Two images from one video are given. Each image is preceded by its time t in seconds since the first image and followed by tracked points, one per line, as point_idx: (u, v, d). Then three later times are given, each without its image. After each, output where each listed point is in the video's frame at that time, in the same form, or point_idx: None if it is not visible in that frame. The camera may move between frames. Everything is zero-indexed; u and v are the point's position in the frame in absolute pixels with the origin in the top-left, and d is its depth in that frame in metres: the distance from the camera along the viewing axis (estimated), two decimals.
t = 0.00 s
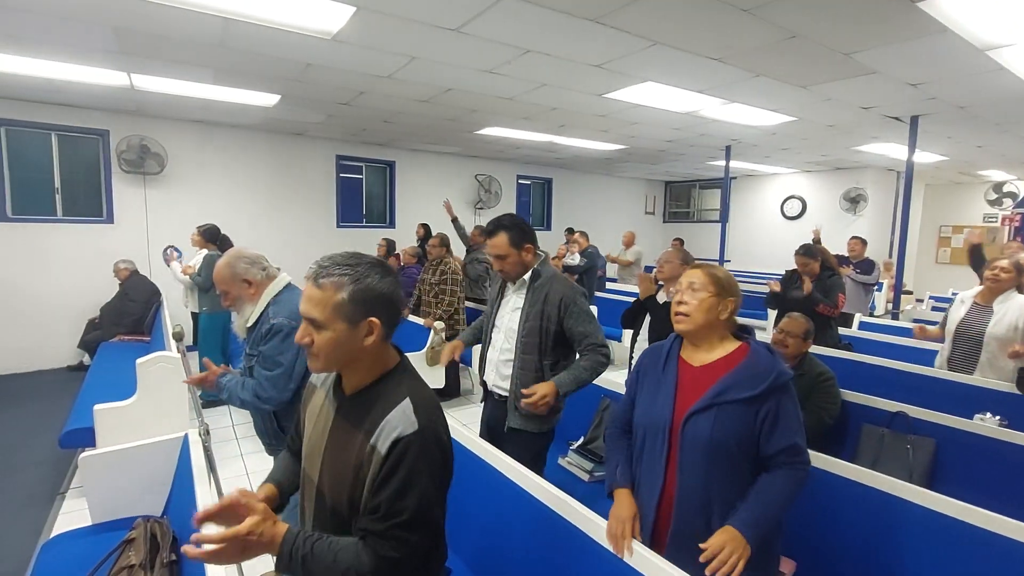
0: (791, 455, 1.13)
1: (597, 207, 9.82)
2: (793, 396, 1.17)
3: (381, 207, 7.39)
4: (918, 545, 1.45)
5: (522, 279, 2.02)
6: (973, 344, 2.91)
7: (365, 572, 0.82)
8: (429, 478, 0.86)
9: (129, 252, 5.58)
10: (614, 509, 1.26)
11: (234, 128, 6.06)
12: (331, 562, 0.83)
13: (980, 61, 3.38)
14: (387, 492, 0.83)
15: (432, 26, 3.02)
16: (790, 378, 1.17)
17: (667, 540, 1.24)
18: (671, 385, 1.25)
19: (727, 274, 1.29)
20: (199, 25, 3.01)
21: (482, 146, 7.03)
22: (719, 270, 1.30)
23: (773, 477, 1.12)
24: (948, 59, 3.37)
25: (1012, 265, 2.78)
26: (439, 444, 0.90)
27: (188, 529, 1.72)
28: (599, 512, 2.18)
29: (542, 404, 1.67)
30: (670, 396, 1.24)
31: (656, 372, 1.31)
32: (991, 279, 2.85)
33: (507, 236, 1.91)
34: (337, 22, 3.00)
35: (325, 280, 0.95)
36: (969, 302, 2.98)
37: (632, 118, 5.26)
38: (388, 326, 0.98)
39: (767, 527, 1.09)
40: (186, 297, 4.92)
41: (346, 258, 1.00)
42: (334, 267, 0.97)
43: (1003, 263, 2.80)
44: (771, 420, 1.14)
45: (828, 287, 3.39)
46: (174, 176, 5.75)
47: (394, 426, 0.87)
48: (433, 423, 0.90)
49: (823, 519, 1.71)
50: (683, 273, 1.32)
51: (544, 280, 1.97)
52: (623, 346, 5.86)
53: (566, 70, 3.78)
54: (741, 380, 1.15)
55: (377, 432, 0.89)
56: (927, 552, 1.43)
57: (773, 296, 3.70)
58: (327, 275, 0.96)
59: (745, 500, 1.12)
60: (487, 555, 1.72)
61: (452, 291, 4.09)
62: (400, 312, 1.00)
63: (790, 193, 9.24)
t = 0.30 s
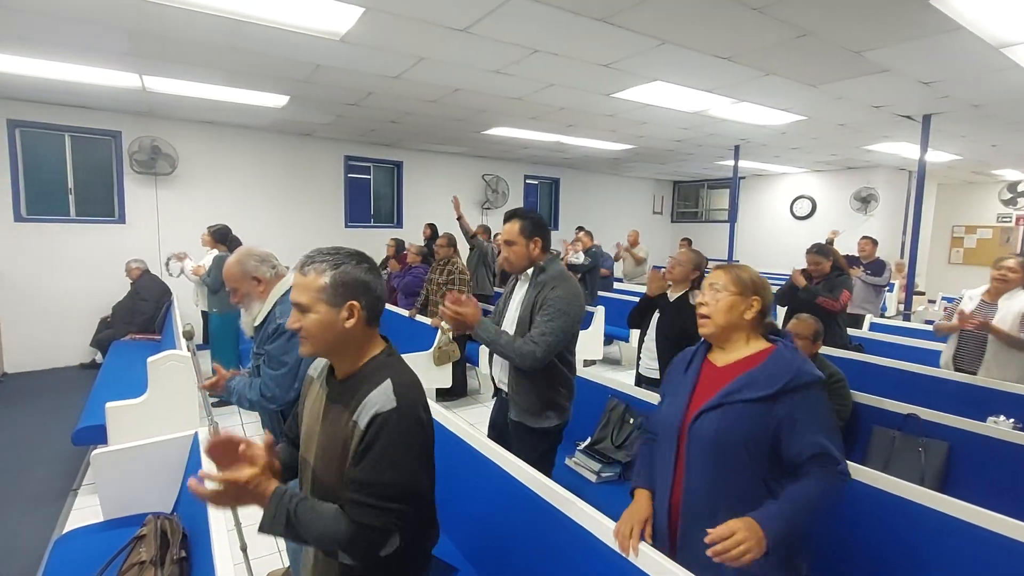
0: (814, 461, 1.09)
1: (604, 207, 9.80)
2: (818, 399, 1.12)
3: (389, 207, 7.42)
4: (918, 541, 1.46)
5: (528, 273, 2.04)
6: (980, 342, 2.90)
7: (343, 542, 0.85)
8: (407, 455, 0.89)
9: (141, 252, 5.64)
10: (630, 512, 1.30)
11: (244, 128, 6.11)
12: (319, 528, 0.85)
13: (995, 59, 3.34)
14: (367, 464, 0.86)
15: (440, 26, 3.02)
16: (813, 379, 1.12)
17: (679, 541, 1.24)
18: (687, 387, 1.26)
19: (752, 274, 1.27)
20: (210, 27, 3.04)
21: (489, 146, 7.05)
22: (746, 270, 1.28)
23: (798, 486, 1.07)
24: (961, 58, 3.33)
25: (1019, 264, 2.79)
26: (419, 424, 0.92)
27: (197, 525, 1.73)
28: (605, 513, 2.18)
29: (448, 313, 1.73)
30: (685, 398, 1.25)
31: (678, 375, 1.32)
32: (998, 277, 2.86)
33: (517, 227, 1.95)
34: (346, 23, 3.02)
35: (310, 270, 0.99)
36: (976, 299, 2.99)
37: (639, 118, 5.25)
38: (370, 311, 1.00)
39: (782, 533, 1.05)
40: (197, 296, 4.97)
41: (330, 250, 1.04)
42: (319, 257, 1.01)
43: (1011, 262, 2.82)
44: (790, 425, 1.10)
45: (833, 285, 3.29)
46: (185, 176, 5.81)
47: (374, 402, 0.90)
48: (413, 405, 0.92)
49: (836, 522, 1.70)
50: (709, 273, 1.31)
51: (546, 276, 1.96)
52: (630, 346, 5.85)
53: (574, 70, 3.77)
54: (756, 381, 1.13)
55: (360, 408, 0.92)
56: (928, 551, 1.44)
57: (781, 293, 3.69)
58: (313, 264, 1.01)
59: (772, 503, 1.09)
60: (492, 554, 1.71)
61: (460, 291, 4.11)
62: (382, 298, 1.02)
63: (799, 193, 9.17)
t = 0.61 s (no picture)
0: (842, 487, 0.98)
1: (612, 207, 9.76)
2: (868, 422, 1.00)
3: (397, 207, 7.44)
4: (923, 539, 1.47)
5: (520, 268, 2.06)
6: (981, 342, 2.87)
7: (305, 502, 1.03)
8: (362, 433, 1.06)
9: (152, 252, 5.70)
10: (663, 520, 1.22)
11: (254, 129, 6.16)
12: (286, 484, 1.06)
13: (1009, 56, 3.29)
14: (327, 436, 1.05)
15: (448, 27, 3.03)
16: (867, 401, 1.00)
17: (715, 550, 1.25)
18: (729, 398, 1.24)
19: (818, 277, 1.16)
20: (221, 29, 3.07)
21: (496, 146, 7.05)
22: (808, 270, 1.17)
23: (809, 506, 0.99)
24: (975, 56, 3.29)
25: (1019, 263, 2.81)
26: (374, 404, 1.08)
27: (208, 523, 1.74)
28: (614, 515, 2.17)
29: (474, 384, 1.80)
30: (726, 409, 1.23)
31: (726, 387, 1.29)
32: (996, 276, 2.87)
33: (515, 224, 1.98)
34: (356, 24, 3.04)
35: (290, 266, 1.18)
36: (974, 299, 2.97)
37: (648, 118, 5.23)
38: (343, 301, 1.18)
39: (798, 547, 1.00)
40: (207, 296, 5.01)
41: (310, 249, 1.22)
42: (298, 255, 1.19)
43: (1010, 261, 2.83)
44: (816, 443, 1.02)
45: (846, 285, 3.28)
46: (195, 177, 5.86)
47: (334, 382, 1.09)
48: (370, 388, 1.09)
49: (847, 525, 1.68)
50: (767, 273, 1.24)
51: (535, 275, 1.96)
52: (637, 347, 5.83)
53: (582, 70, 3.77)
54: (788, 399, 1.07)
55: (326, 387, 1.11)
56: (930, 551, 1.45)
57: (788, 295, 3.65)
58: (292, 262, 1.18)
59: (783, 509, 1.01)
60: (499, 554, 1.71)
61: (467, 291, 4.11)
62: (355, 290, 1.20)
63: (809, 193, 9.10)
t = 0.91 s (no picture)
0: (868, 532, 0.94)
1: (615, 207, 9.75)
2: (894, 459, 0.96)
3: (400, 207, 7.45)
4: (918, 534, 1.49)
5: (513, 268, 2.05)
6: (978, 342, 2.86)
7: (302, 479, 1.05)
8: (351, 407, 1.07)
9: (157, 252, 5.73)
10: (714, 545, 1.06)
11: (258, 130, 6.18)
12: (280, 466, 1.06)
13: (1015, 56, 3.27)
14: (319, 412, 1.06)
15: (452, 27, 3.03)
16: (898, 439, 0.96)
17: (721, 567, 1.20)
18: (745, 412, 1.18)
19: (841, 292, 1.12)
20: (225, 29, 3.07)
21: (500, 146, 7.05)
22: (831, 284, 1.14)
23: (831, 548, 0.96)
24: (981, 55, 3.27)
25: (1011, 262, 2.81)
26: (362, 381, 1.09)
27: (212, 522, 1.75)
28: (618, 516, 2.17)
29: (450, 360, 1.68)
30: (740, 425, 1.17)
31: (738, 402, 1.24)
32: (990, 276, 2.85)
33: (509, 225, 1.97)
34: (360, 25, 3.04)
35: (290, 255, 1.18)
36: (969, 299, 2.94)
37: (651, 118, 5.22)
38: (338, 290, 1.20)
39: None
40: (211, 296, 5.03)
41: (311, 241, 1.23)
42: (297, 246, 1.20)
43: (1002, 261, 2.83)
44: (844, 484, 0.96)
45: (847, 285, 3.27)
46: (200, 177, 5.89)
47: (325, 361, 1.10)
48: (359, 366, 1.10)
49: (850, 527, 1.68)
50: (787, 284, 1.19)
51: (525, 271, 1.97)
52: (641, 347, 5.83)
53: (586, 70, 3.76)
54: (812, 430, 1.00)
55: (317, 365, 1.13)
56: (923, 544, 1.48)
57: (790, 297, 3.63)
58: (291, 252, 1.19)
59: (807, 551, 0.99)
60: (500, 554, 1.72)
61: (470, 291, 4.12)
62: (350, 279, 1.22)
63: (814, 193, 9.07)
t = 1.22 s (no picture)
0: (876, 512, 1.01)
1: (617, 207, 9.74)
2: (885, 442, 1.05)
3: (402, 208, 7.46)
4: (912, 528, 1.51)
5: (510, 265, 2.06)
6: (978, 343, 2.88)
7: (296, 472, 1.03)
8: (351, 401, 1.07)
9: (160, 252, 5.74)
10: (647, 525, 1.23)
11: (260, 130, 6.19)
12: (277, 458, 1.06)
13: (1017, 55, 3.26)
14: (317, 405, 1.06)
15: (452, 27, 3.03)
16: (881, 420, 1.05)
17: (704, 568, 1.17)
18: (734, 402, 1.17)
19: (825, 292, 1.16)
20: (226, 29, 3.08)
21: (501, 146, 7.05)
22: (814, 283, 1.17)
23: (858, 528, 1.00)
24: (983, 55, 3.26)
25: (1009, 262, 2.78)
26: (362, 376, 1.10)
27: (213, 522, 1.75)
28: (618, 516, 2.17)
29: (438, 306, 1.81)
30: (730, 416, 1.16)
31: (717, 389, 1.23)
32: (988, 277, 2.83)
33: (508, 222, 1.98)
34: (362, 25, 3.05)
35: (299, 251, 1.19)
36: (969, 300, 2.92)
37: (653, 118, 5.22)
38: (344, 289, 1.21)
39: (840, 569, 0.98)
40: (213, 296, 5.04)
41: (320, 240, 1.23)
42: (307, 243, 1.21)
43: (1000, 261, 2.80)
44: (855, 469, 1.02)
45: (849, 286, 3.26)
46: (202, 177, 5.90)
47: (325, 355, 1.10)
48: (360, 362, 1.11)
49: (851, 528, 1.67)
50: (771, 283, 1.22)
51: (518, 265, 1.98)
52: (642, 347, 5.83)
53: (588, 70, 3.76)
54: (818, 417, 1.04)
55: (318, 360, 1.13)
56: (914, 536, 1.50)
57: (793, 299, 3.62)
58: (301, 248, 1.20)
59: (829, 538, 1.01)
60: (501, 553, 1.72)
61: (471, 291, 4.11)
62: (355, 280, 1.23)
63: (816, 193, 9.06)
